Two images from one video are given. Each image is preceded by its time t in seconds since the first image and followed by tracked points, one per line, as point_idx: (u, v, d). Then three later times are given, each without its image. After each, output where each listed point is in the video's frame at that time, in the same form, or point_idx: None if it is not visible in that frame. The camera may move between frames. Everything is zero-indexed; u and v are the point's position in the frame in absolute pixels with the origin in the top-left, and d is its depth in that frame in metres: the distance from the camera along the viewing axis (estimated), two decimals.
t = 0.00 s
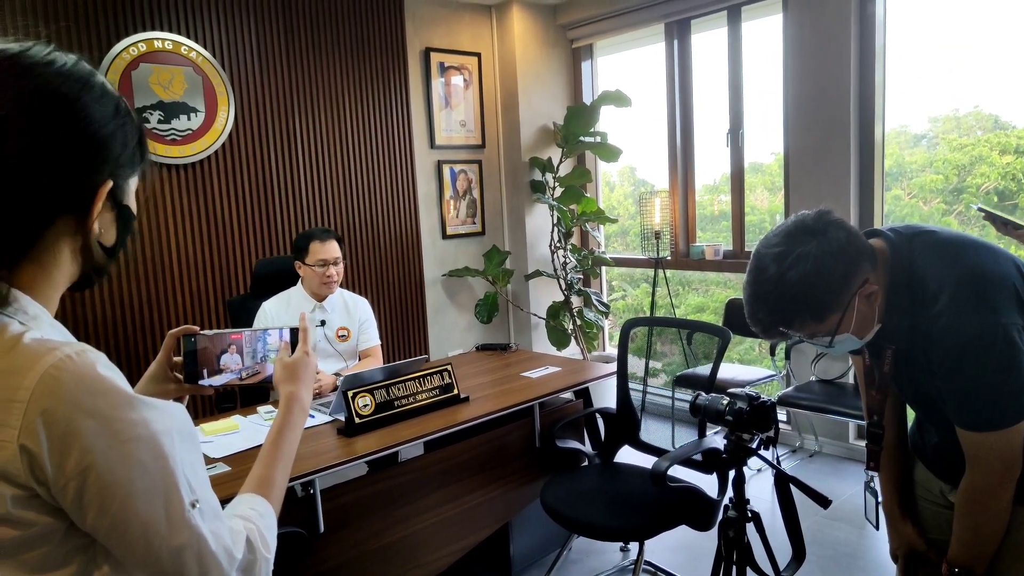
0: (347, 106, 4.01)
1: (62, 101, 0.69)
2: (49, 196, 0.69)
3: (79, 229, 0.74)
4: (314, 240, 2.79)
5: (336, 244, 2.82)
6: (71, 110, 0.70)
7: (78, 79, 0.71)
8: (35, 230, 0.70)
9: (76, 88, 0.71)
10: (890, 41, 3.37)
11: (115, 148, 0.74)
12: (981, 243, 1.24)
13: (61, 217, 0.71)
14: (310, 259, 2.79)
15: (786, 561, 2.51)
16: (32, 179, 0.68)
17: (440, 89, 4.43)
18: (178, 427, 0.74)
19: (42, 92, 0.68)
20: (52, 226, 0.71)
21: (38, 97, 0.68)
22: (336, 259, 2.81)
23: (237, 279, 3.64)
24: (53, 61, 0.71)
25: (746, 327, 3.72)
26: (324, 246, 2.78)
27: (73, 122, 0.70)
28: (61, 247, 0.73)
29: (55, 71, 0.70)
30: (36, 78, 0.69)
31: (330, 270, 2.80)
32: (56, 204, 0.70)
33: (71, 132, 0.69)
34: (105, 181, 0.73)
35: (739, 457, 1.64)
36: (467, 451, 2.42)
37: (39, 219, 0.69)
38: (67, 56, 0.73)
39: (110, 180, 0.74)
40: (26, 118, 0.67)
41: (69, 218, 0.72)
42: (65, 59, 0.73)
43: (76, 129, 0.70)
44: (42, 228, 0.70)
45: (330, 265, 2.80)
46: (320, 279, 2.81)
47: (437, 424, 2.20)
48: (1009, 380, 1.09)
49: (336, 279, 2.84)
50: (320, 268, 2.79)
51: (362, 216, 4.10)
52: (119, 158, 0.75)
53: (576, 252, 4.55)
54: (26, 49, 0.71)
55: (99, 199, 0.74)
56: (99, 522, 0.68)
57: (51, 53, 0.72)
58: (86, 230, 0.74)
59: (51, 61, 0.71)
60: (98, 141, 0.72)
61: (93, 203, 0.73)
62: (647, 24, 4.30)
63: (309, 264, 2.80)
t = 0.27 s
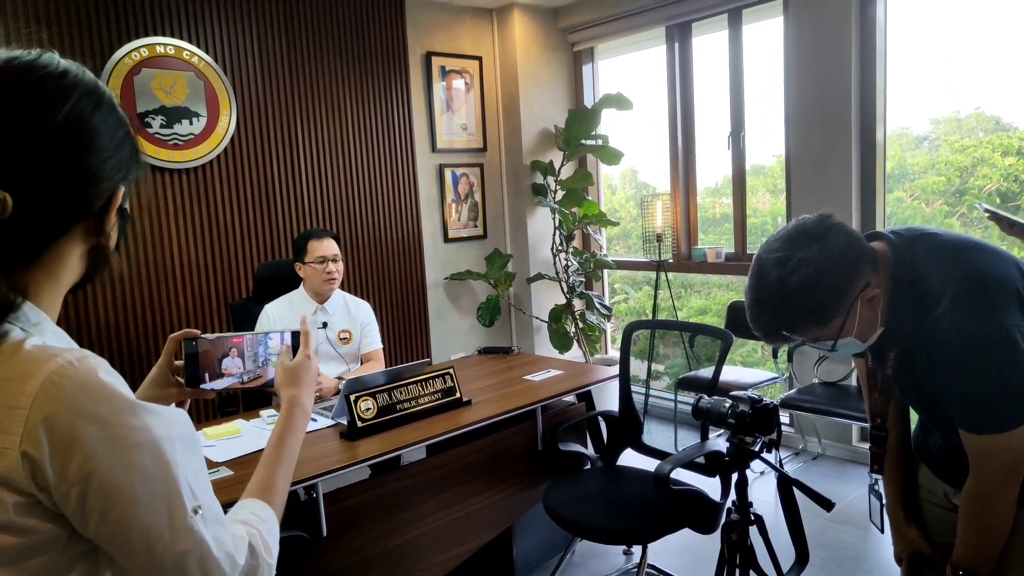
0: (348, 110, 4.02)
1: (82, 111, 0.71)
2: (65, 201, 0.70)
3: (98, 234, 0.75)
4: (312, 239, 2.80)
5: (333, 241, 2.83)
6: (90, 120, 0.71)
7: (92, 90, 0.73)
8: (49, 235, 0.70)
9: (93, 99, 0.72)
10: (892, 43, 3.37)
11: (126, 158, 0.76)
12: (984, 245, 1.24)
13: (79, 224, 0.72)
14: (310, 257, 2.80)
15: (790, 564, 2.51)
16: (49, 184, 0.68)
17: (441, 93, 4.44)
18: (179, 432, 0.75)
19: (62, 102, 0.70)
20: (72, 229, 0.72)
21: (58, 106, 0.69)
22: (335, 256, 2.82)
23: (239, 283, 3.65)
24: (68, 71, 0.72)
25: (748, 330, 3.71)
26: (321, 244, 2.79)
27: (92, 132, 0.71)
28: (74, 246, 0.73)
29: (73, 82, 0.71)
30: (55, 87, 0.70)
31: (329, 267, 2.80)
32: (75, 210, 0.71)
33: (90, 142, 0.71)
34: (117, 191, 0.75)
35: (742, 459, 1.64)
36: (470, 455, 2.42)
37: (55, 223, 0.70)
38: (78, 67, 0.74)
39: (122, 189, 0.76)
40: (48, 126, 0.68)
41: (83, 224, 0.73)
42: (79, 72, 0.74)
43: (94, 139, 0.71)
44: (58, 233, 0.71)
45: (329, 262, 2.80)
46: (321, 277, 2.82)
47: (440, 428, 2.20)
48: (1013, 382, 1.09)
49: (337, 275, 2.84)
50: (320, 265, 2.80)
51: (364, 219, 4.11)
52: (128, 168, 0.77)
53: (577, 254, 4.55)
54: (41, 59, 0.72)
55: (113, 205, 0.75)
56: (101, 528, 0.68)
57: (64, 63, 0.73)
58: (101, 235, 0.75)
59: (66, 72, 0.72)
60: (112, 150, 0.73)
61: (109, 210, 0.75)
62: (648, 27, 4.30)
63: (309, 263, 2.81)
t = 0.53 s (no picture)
0: (347, 110, 4.02)
1: (85, 112, 0.71)
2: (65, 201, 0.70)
3: (95, 227, 0.75)
4: (311, 238, 2.80)
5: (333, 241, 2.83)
6: (94, 121, 0.72)
7: (94, 90, 0.73)
8: (48, 233, 0.70)
9: (96, 101, 0.73)
10: (890, 43, 3.38)
11: (124, 159, 0.76)
12: (981, 245, 1.24)
13: (78, 221, 0.72)
14: (309, 256, 2.80)
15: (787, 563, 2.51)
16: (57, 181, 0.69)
17: (440, 92, 4.44)
18: (176, 431, 0.75)
19: (66, 101, 0.70)
20: (73, 224, 0.72)
21: (64, 105, 0.70)
22: (334, 256, 2.82)
23: (238, 282, 3.64)
24: (68, 71, 0.72)
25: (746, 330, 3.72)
26: (321, 243, 2.79)
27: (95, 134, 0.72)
28: (72, 244, 0.73)
29: (74, 82, 0.72)
30: (56, 87, 0.70)
31: (328, 265, 2.80)
32: (77, 209, 0.71)
33: (90, 142, 0.71)
34: (117, 190, 0.76)
35: (739, 458, 1.65)
36: (468, 454, 2.42)
37: (54, 223, 0.70)
38: (77, 67, 0.75)
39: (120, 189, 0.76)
40: (51, 126, 0.68)
41: (82, 223, 0.73)
42: (79, 74, 0.74)
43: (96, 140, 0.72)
44: (58, 231, 0.71)
45: (328, 261, 2.80)
46: (320, 276, 2.81)
47: (438, 427, 2.20)
48: (1010, 382, 1.09)
49: (336, 274, 2.84)
50: (319, 264, 2.80)
51: (362, 219, 4.11)
52: (127, 169, 0.77)
53: (576, 254, 4.56)
54: (41, 59, 0.72)
55: (110, 204, 0.75)
56: (98, 528, 0.68)
57: (63, 64, 0.73)
58: (98, 229, 0.75)
59: (66, 72, 0.72)
60: (112, 150, 0.74)
61: (106, 208, 0.75)
62: (647, 27, 4.31)
63: (308, 262, 2.81)
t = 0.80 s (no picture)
0: (347, 105, 4.01)
1: (85, 106, 0.71)
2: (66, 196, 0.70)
3: (94, 223, 0.74)
4: (312, 236, 2.79)
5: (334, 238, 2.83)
6: (94, 115, 0.72)
7: (93, 84, 0.73)
8: (47, 229, 0.70)
9: (95, 94, 0.72)
10: (891, 41, 3.37)
11: (123, 154, 0.76)
12: (982, 243, 1.24)
13: (77, 215, 0.72)
14: (309, 253, 2.79)
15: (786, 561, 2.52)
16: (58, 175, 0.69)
17: (440, 88, 4.43)
18: (175, 428, 0.75)
19: (66, 95, 0.70)
20: (71, 220, 0.72)
21: (63, 98, 0.69)
22: (334, 254, 2.81)
23: (237, 278, 3.64)
24: (66, 65, 0.72)
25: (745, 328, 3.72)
26: (321, 240, 2.79)
27: (95, 128, 0.71)
28: (71, 239, 0.73)
29: (73, 75, 0.71)
30: (55, 81, 0.70)
31: (328, 263, 2.80)
32: (76, 204, 0.71)
33: (89, 137, 0.71)
34: (116, 184, 0.75)
35: (738, 455, 1.64)
36: (467, 451, 2.42)
37: (53, 219, 0.70)
38: (75, 60, 0.74)
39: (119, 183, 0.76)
40: (51, 120, 0.68)
41: (80, 218, 0.72)
42: (77, 66, 0.73)
43: (96, 134, 0.71)
44: (57, 225, 0.70)
45: (328, 259, 2.80)
46: (320, 273, 2.81)
47: (437, 424, 2.20)
48: (1009, 381, 1.09)
49: (336, 272, 2.84)
50: (318, 261, 2.79)
51: (362, 215, 4.11)
52: (126, 164, 0.77)
53: (576, 251, 4.55)
54: (39, 52, 0.72)
55: (110, 199, 0.75)
56: (97, 525, 0.68)
57: (62, 57, 0.73)
58: (97, 225, 0.75)
59: (65, 65, 0.72)
60: (112, 144, 0.74)
61: (104, 203, 0.74)
62: (648, 24, 4.30)
63: (308, 258, 2.80)
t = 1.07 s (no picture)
0: (347, 106, 4.01)
1: (88, 107, 0.71)
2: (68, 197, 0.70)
3: (94, 224, 0.74)
4: (310, 239, 2.79)
5: (332, 243, 2.83)
6: (96, 116, 0.72)
7: (95, 85, 0.73)
8: (48, 230, 0.70)
9: (97, 96, 0.73)
10: (891, 43, 3.38)
11: (125, 155, 0.76)
12: (981, 245, 1.24)
13: (79, 216, 0.72)
14: (307, 258, 2.79)
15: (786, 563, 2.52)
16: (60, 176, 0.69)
17: (441, 90, 4.43)
18: (177, 429, 0.75)
19: (69, 96, 0.70)
20: (72, 221, 0.71)
21: (66, 99, 0.70)
22: (333, 259, 2.81)
23: (237, 280, 3.64)
24: (68, 66, 0.72)
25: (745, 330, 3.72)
26: (320, 245, 2.79)
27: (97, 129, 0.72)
28: (71, 240, 0.73)
29: (74, 75, 0.71)
30: (57, 82, 0.70)
31: (326, 269, 2.80)
32: (78, 205, 0.71)
33: (90, 138, 0.71)
34: (118, 185, 0.76)
35: (738, 457, 1.64)
36: (467, 452, 2.42)
37: (54, 220, 0.70)
38: (76, 61, 0.74)
39: (120, 184, 0.76)
40: (54, 120, 0.68)
41: (82, 218, 0.72)
42: (78, 66, 0.73)
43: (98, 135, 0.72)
44: (58, 226, 0.70)
45: (326, 264, 2.80)
46: (317, 278, 2.81)
47: (437, 425, 2.20)
48: (1006, 383, 1.09)
49: (333, 278, 2.84)
50: (316, 266, 2.79)
51: (362, 217, 4.11)
52: (128, 164, 0.77)
53: (576, 253, 4.55)
54: (40, 53, 0.72)
55: (111, 200, 0.75)
56: (97, 527, 0.68)
57: (64, 58, 0.73)
58: (97, 226, 0.75)
59: (66, 66, 0.72)
60: (114, 145, 0.74)
61: (105, 203, 0.74)
62: (647, 26, 4.30)
63: (305, 263, 2.80)
